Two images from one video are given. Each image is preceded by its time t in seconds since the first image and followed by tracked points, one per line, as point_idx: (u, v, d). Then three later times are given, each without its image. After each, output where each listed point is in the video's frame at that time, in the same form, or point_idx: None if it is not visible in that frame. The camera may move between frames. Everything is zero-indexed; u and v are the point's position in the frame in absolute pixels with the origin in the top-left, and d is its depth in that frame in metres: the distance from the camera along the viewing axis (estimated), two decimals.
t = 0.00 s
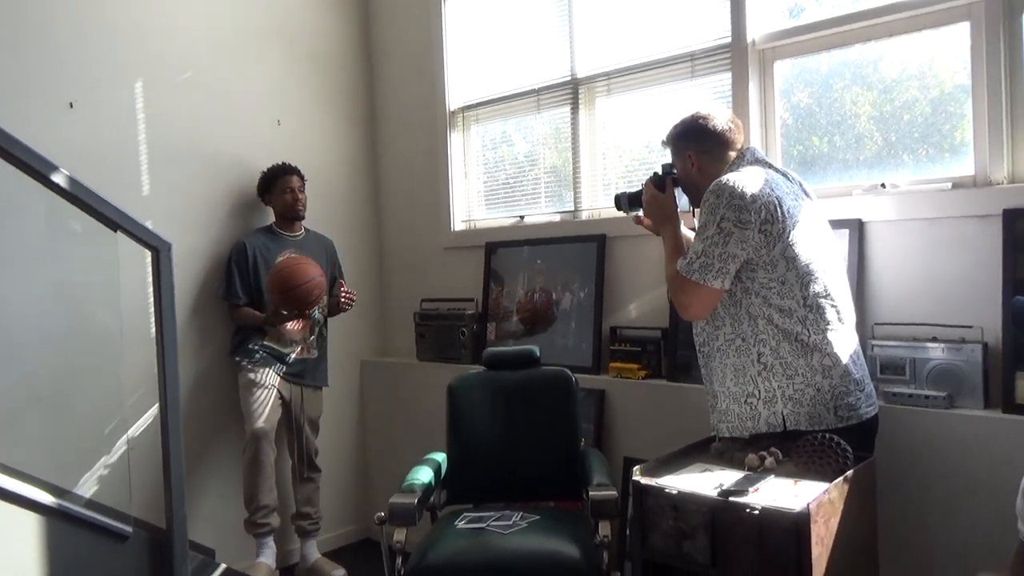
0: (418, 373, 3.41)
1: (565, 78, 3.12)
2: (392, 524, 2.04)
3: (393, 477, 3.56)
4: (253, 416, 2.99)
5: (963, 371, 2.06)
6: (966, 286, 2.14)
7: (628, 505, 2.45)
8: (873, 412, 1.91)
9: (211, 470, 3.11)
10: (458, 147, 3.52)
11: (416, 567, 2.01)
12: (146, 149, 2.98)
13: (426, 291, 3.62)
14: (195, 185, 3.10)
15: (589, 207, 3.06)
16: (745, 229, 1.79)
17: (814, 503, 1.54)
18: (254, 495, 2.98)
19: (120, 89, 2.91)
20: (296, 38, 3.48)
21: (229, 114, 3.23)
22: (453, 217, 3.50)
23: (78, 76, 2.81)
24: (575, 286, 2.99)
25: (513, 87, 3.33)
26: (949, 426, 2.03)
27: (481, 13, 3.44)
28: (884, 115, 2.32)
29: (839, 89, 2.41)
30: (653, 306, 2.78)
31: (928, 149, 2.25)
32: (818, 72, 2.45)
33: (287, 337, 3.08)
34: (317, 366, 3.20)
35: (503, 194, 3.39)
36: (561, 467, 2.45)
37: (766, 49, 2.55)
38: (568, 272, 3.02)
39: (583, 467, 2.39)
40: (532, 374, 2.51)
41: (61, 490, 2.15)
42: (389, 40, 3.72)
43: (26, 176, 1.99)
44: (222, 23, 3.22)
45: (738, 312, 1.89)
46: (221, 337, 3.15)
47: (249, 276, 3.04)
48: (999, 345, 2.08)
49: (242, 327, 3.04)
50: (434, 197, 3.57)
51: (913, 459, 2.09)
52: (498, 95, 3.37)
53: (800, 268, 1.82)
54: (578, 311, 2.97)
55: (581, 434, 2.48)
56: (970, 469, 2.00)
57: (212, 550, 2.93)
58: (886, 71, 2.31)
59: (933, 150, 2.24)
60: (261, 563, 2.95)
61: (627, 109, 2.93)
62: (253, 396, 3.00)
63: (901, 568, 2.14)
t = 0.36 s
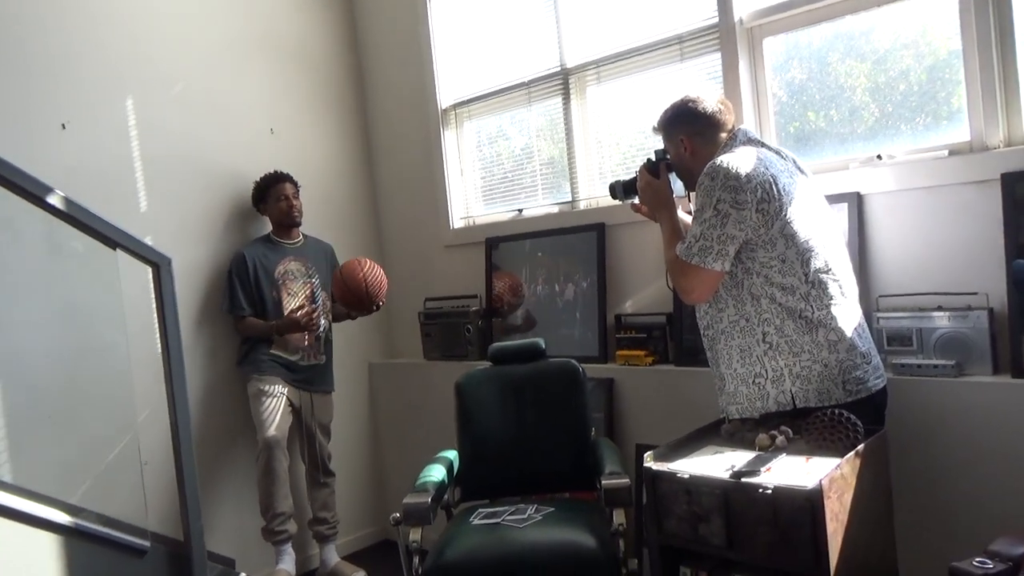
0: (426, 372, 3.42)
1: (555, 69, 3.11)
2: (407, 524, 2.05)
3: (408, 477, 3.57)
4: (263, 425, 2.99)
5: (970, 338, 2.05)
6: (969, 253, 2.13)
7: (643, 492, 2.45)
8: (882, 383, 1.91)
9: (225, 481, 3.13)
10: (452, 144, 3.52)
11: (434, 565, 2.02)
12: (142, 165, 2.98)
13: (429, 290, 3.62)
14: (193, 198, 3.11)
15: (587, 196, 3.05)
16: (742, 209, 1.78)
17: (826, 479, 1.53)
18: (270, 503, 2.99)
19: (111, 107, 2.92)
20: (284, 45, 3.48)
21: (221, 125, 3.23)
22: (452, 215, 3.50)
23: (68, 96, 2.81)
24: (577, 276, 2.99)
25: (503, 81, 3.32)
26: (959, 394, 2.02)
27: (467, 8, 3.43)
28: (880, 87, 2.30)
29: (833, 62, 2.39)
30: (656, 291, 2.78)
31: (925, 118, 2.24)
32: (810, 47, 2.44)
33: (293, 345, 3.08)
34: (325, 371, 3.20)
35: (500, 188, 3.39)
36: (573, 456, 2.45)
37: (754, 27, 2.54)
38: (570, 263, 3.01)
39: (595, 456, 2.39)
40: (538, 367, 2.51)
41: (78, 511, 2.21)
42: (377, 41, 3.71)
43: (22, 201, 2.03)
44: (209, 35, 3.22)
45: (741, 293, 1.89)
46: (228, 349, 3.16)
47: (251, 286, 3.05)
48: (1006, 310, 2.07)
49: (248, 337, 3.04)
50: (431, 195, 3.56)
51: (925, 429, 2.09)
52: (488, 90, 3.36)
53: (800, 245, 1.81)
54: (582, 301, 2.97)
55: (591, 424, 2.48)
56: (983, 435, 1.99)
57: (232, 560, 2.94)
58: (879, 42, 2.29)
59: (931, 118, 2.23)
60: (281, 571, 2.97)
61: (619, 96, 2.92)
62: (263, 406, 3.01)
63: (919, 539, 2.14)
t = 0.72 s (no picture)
0: (433, 368, 3.42)
1: (550, 60, 3.10)
2: (419, 520, 2.05)
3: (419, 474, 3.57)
4: (273, 427, 3.00)
5: (977, 314, 2.03)
6: (973, 229, 2.11)
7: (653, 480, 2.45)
8: (888, 363, 1.90)
9: (238, 484, 3.14)
10: (451, 139, 3.51)
11: (447, 560, 2.02)
12: (141, 173, 2.99)
13: (433, 286, 3.62)
14: (194, 204, 3.11)
15: (587, 186, 3.04)
16: (740, 194, 1.77)
17: (835, 461, 1.53)
18: (283, 505, 3.00)
19: (109, 115, 2.92)
20: (278, 47, 3.48)
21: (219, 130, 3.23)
22: (453, 210, 3.50)
23: (65, 107, 2.82)
24: (580, 267, 2.98)
25: (499, 74, 3.31)
26: (968, 371, 2.01)
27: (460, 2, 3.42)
28: (880, 65, 2.29)
29: (832, 43, 2.37)
30: (659, 280, 2.77)
31: (926, 94, 2.22)
32: (809, 28, 2.42)
33: (299, 346, 3.09)
34: (332, 371, 3.21)
35: (500, 182, 3.38)
36: (582, 447, 2.45)
37: (749, 9, 2.53)
38: (572, 254, 3.01)
39: (604, 446, 2.39)
40: (544, 360, 2.51)
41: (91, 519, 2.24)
42: (371, 39, 3.71)
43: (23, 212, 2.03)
44: (203, 39, 3.22)
45: (743, 278, 1.88)
46: (235, 352, 3.17)
47: (256, 289, 3.06)
48: (1011, 284, 2.05)
49: (254, 340, 3.05)
50: (431, 191, 3.56)
51: (935, 408, 2.08)
52: (485, 83, 3.35)
53: (800, 227, 1.80)
54: (586, 292, 2.97)
55: (599, 413, 2.48)
56: (993, 411, 1.97)
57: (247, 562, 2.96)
58: (878, 20, 2.28)
59: (932, 95, 2.21)
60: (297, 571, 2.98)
61: (615, 84, 2.90)
62: (272, 407, 3.02)
63: (933, 517, 2.13)
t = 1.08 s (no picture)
0: (437, 364, 3.42)
1: (542, 50, 3.09)
2: (426, 516, 2.06)
3: (427, 470, 3.58)
4: (279, 429, 3.01)
5: (978, 290, 2.03)
6: (973, 204, 2.10)
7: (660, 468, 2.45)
8: (890, 341, 1.89)
9: (246, 486, 3.15)
10: (446, 134, 3.50)
11: (455, 554, 2.02)
12: (137, 179, 2.99)
13: (433, 282, 3.62)
14: (191, 208, 3.11)
15: (584, 176, 3.03)
16: (736, 178, 1.76)
17: (840, 441, 1.52)
18: (292, 505, 3.01)
19: (103, 123, 2.92)
20: (270, 48, 3.47)
21: (214, 133, 3.23)
22: (451, 205, 3.49)
23: (59, 116, 2.82)
24: (579, 258, 2.98)
25: (492, 67, 3.30)
26: (971, 346, 2.00)
27: None
28: (876, 44, 2.27)
29: (827, 23, 2.36)
30: (659, 267, 2.76)
31: (923, 70, 2.20)
32: (804, 9, 2.41)
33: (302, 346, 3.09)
34: (336, 371, 3.22)
35: (496, 175, 3.38)
36: (588, 436, 2.45)
37: None
38: (571, 244, 3.00)
39: (609, 435, 2.38)
40: (547, 351, 2.51)
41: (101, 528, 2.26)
42: (363, 37, 3.70)
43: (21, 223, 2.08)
44: (194, 43, 3.22)
45: (742, 262, 1.88)
46: (238, 355, 3.17)
47: (256, 291, 3.06)
48: (1012, 258, 2.04)
49: (257, 343, 3.06)
50: (428, 187, 3.55)
51: (939, 385, 2.07)
52: (478, 77, 3.34)
53: (797, 209, 1.80)
54: (586, 282, 2.96)
55: (603, 402, 2.48)
56: (998, 386, 1.97)
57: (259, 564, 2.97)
58: None
59: (929, 71, 2.19)
60: (308, 570, 2.99)
61: (608, 72, 2.90)
62: (277, 409, 3.03)
63: (942, 494, 2.12)
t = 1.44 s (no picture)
0: (438, 362, 3.43)
1: (534, 45, 3.08)
2: (431, 514, 2.06)
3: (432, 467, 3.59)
4: (283, 431, 3.02)
5: (977, 272, 2.02)
6: (969, 186, 2.09)
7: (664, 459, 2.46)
8: (889, 326, 1.89)
9: (251, 489, 3.16)
10: (441, 131, 3.50)
11: (461, 550, 2.03)
12: (134, 186, 2.99)
13: (432, 280, 3.62)
14: (188, 213, 3.12)
15: (579, 169, 3.02)
16: (730, 167, 1.76)
17: (840, 428, 1.52)
18: (298, 506, 3.02)
19: (98, 131, 2.92)
20: (262, 51, 3.47)
21: (208, 138, 3.22)
22: (448, 203, 3.49)
23: (53, 125, 2.82)
24: (577, 251, 2.98)
25: (485, 63, 3.29)
26: (971, 329, 2.00)
27: None
28: (872, 27, 2.26)
29: (822, 7, 2.35)
30: (657, 258, 2.76)
31: (920, 52, 2.19)
32: None
33: (304, 348, 3.10)
34: (338, 371, 3.22)
35: (492, 171, 3.37)
36: (590, 429, 2.45)
37: None
38: (568, 238, 3.00)
39: (612, 429, 2.39)
40: (547, 345, 2.51)
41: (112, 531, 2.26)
42: (355, 36, 3.69)
43: (17, 233, 2.03)
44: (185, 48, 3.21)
45: (738, 251, 1.88)
46: (239, 358, 3.18)
47: (256, 295, 3.06)
48: (1010, 240, 2.04)
49: (259, 346, 3.06)
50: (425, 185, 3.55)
51: (940, 370, 2.07)
52: (471, 73, 3.34)
53: (792, 197, 1.79)
54: (585, 275, 2.96)
55: (604, 395, 2.48)
56: (998, 368, 1.97)
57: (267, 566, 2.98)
58: None
59: (925, 53, 2.18)
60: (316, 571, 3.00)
61: (601, 65, 2.89)
62: (281, 411, 3.04)
63: (945, 478, 2.12)
